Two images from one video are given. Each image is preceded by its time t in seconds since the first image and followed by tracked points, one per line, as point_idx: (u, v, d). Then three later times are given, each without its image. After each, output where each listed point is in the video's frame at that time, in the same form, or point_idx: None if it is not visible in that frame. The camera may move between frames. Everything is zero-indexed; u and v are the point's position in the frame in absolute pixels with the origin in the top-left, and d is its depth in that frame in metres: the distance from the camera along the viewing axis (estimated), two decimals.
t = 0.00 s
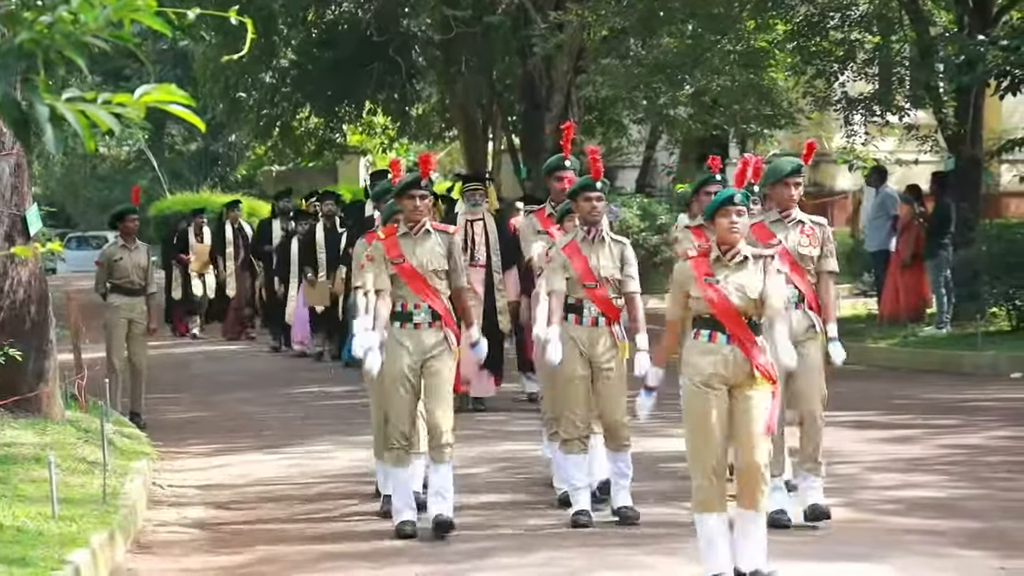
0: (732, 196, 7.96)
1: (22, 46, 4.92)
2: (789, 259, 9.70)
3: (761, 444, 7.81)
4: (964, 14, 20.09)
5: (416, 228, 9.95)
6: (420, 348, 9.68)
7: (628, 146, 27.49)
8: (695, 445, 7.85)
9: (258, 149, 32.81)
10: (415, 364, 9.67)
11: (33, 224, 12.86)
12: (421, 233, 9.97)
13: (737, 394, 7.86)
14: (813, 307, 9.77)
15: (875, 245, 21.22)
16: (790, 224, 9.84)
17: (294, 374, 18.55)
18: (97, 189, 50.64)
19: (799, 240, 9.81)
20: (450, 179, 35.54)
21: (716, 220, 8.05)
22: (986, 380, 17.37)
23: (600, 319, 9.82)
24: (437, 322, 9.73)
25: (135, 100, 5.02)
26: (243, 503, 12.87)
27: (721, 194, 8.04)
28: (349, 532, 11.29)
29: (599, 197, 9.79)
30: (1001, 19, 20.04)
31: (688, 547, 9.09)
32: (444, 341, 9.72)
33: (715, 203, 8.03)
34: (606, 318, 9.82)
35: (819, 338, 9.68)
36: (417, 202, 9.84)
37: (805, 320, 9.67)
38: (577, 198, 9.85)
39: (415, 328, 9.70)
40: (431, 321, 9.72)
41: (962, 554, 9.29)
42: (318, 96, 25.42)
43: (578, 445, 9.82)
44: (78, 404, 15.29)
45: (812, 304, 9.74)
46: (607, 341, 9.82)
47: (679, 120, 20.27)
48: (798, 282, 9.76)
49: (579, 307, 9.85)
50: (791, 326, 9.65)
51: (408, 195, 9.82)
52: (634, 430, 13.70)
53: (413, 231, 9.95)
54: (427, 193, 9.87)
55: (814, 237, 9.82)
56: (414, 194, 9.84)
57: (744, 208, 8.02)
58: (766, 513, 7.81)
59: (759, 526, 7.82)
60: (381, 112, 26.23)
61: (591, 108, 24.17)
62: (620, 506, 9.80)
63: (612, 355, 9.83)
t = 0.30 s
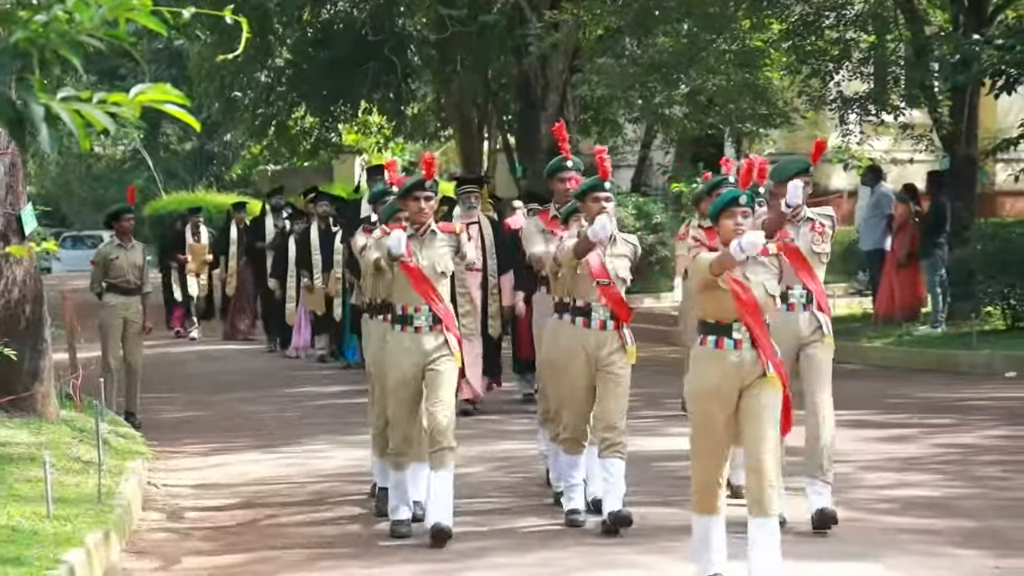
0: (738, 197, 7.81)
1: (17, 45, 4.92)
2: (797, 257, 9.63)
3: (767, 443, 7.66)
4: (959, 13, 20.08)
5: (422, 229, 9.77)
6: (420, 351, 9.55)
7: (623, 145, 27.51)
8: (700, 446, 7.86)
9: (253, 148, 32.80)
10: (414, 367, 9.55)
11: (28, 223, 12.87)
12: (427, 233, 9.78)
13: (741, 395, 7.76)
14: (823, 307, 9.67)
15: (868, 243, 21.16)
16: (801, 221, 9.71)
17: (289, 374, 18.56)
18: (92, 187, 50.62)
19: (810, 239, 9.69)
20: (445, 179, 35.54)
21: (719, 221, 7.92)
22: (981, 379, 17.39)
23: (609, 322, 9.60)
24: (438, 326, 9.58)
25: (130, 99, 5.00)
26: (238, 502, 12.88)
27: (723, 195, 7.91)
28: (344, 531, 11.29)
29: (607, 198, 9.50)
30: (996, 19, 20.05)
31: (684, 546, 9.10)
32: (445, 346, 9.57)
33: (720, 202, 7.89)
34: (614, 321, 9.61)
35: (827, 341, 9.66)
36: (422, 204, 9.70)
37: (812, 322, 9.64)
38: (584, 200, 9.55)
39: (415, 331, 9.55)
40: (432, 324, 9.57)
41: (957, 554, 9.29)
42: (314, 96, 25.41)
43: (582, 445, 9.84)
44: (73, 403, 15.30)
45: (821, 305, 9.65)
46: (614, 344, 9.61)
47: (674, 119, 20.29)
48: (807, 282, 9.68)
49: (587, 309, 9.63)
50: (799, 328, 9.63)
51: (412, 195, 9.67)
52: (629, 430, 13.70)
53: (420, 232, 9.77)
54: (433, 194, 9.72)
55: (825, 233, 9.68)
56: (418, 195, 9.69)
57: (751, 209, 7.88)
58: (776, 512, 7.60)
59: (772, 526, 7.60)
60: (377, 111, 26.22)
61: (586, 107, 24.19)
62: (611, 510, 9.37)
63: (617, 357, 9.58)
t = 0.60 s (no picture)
0: (743, 192, 7.86)
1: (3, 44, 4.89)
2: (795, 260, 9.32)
3: (766, 449, 7.73)
4: (945, 11, 20.08)
5: (417, 225, 9.53)
6: (413, 348, 9.29)
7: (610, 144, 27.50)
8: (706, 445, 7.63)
9: (239, 146, 32.76)
10: (406, 363, 9.29)
11: (13, 220, 12.84)
12: (422, 231, 9.55)
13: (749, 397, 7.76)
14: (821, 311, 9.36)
15: (855, 241, 21.28)
16: (797, 223, 9.50)
17: (275, 372, 18.55)
18: (77, 186, 50.60)
19: (805, 241, 9.46)
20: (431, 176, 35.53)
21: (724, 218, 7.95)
22: (966, 377, 17.41)
23: (607, 321, 9.48)
24: (431, 325, 9.34)
25: (116, 97, 4.97)
26: (224, 500, 12.87)
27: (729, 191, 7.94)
28: (330, 529, 11.29)
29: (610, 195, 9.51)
30: (981, 17, 20.06)
31: (669, 545, 9.11)
32: (437, 346, 9.35)
33: (722, 201, 7.93)
34: (613, 320, 9.49)
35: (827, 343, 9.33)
36: (420, 198, 9.45)
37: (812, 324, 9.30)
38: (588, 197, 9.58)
39: (408, 329, 9.30)
40: (425, 323, 9.32)
41: (942, 551, 9.31)
42: (300, 94, 25.37)
43: (581, 451, 9.49)
44: (58, 402, 15.27)
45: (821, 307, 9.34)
46: (612, 345, 9.49)
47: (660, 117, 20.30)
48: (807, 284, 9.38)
49: (586, 306, 9.50)
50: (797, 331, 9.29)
51: (409, 191, 9.42)
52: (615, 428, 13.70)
53: (414, 229, 9.53)
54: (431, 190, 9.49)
55: (820, 236, 9.45)
56: (416, 190, 9.44)
57: (755, 206, 7.92)
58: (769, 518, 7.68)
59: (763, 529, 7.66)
60: (363, 110, 26.18)
61: (572, 105, 24.17)
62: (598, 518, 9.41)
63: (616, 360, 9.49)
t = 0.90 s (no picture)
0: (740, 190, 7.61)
1: None
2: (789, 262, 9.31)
3: (761, 450, 7.58)
4: (933, 9, 20.08)
5: (399, 226, 9.20)
6: (401, 354, 9.02)
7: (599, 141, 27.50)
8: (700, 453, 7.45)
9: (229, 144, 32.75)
10: (395, 370, 9.02)
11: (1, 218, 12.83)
12: (405, 231, 9.21)
13: (744, 401, 7.55)
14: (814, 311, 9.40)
15: (846, 238, 21.28)
16: (788, 221, 9.42)
17: (264, 370, 18.54)
18: (65, 183, 50.55)
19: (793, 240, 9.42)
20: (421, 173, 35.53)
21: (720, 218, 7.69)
22: (954, 374, 17.44)
23: (601, 321, 9.29)
24: (421, 327, 9.08)
25: (104, 94, 4.99)
26: (213, 498, 12.88)
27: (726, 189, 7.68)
28: (320, 527, 11.28)
29: (602, 193, 9.22)
30: (970, 14, 20.06)
31: (659, 541, 9.12)
32: (426, 349, 9.08)
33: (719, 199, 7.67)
34: (607, 320, 9.30)
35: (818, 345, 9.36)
36: (399, 197, 9.14)
37: (804, 325, 9.33)
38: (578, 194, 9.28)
39: (397, 333, 9.02)
40: (415, 326, 9.05)
41: (931, 548, 9.33)
42: (289, 90, 25.39)
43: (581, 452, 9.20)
44: (47, 399, 15.26)
45: (813, 309, 9.38)
46: (606, 345, 9.29)
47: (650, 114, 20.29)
48: (797, 283, 9.44)
49: (580, 307, 9.30)
50: (791, 332, 9.31)
51: (389, 190, 9.12)
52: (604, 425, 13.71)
53: (397, 230, 9.20)
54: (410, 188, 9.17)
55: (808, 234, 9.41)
56: (395, 189, 9.13)
57: (752, 204, 7.65)
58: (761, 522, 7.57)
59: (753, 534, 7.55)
60: (352, 107, 26.17)
61: (561, 103, 24.17)
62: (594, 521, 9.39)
63: (610, 359, 9.30)
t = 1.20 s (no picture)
0: (735, 187, 7.49)
1: None
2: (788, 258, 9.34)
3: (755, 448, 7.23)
4: (923, 8, 20.10)
5: (391, 224, 9.19)
6: (394, 355, 9.01)
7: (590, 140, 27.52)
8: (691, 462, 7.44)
9: (221, 142, 32.76)
10: (390, 372, 9.02)
11: None
12: (397, 229, 9.20)
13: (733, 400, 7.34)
14: (808, 309, 9.37)
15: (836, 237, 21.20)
16: (786, 218, 9.48)
17: (255, 368, 18.55)
18: (56, 182, 50.49)
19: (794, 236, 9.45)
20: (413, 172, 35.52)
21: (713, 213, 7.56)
22: (945, 372, 17.48)
23: (597, 322, 9.08)
24: (412, 326, 9.05)
25: (95, 93, 5.03)
26: (205, 496, 12.90)
27: (721, 185, 7.56)
28: (312, 525, 11.31)
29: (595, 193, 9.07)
30: (959, 13, 20.10)
31: (651, 540, 9.15)
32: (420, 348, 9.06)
33: (715, 195, 7.55)
34: (603, 322, 9.09)
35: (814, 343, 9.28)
36: (389, 196, 9.14)
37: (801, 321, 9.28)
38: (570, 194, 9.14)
39: (388, 332, 9.02)
40: (405, 324, 9.03)
41: (922, 546, 9.36)
42: (280, 90, 25.43)
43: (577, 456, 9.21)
44: (38, 398, 15.27)
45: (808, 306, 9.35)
46: (603, 346, 9.08)
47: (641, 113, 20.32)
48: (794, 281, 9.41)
49: (574, 309, 9.10)
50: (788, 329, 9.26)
51: (379, 188, 9.13)
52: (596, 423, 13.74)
53: (388, 229, 9.19)
54: (400, 187, 9.18)
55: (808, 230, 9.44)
56: (385, 188, 9.14)
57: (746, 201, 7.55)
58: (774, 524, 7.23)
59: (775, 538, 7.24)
60: (343, 105, 26.19)
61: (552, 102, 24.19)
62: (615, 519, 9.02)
63: (608, 357, 9.09)
